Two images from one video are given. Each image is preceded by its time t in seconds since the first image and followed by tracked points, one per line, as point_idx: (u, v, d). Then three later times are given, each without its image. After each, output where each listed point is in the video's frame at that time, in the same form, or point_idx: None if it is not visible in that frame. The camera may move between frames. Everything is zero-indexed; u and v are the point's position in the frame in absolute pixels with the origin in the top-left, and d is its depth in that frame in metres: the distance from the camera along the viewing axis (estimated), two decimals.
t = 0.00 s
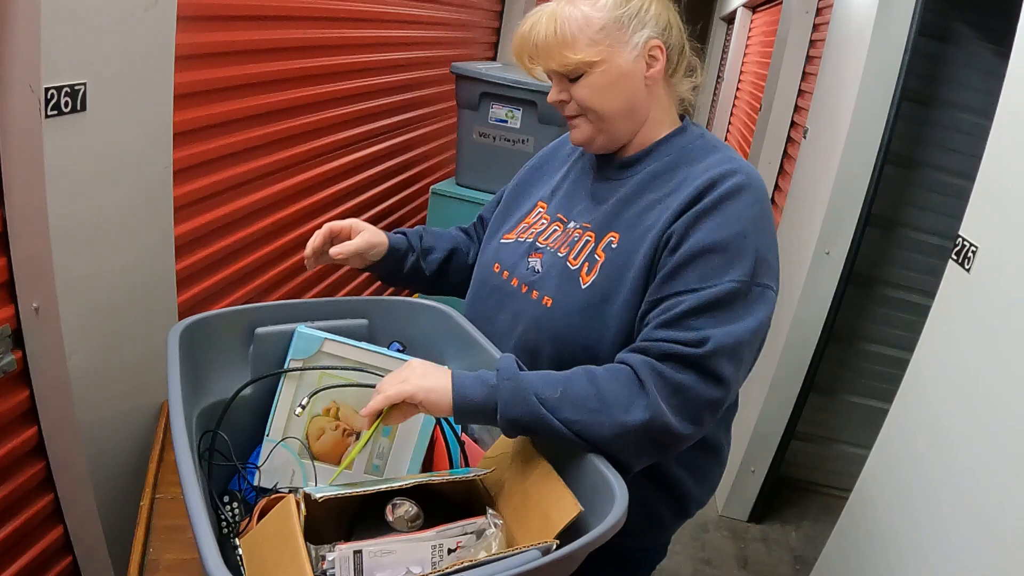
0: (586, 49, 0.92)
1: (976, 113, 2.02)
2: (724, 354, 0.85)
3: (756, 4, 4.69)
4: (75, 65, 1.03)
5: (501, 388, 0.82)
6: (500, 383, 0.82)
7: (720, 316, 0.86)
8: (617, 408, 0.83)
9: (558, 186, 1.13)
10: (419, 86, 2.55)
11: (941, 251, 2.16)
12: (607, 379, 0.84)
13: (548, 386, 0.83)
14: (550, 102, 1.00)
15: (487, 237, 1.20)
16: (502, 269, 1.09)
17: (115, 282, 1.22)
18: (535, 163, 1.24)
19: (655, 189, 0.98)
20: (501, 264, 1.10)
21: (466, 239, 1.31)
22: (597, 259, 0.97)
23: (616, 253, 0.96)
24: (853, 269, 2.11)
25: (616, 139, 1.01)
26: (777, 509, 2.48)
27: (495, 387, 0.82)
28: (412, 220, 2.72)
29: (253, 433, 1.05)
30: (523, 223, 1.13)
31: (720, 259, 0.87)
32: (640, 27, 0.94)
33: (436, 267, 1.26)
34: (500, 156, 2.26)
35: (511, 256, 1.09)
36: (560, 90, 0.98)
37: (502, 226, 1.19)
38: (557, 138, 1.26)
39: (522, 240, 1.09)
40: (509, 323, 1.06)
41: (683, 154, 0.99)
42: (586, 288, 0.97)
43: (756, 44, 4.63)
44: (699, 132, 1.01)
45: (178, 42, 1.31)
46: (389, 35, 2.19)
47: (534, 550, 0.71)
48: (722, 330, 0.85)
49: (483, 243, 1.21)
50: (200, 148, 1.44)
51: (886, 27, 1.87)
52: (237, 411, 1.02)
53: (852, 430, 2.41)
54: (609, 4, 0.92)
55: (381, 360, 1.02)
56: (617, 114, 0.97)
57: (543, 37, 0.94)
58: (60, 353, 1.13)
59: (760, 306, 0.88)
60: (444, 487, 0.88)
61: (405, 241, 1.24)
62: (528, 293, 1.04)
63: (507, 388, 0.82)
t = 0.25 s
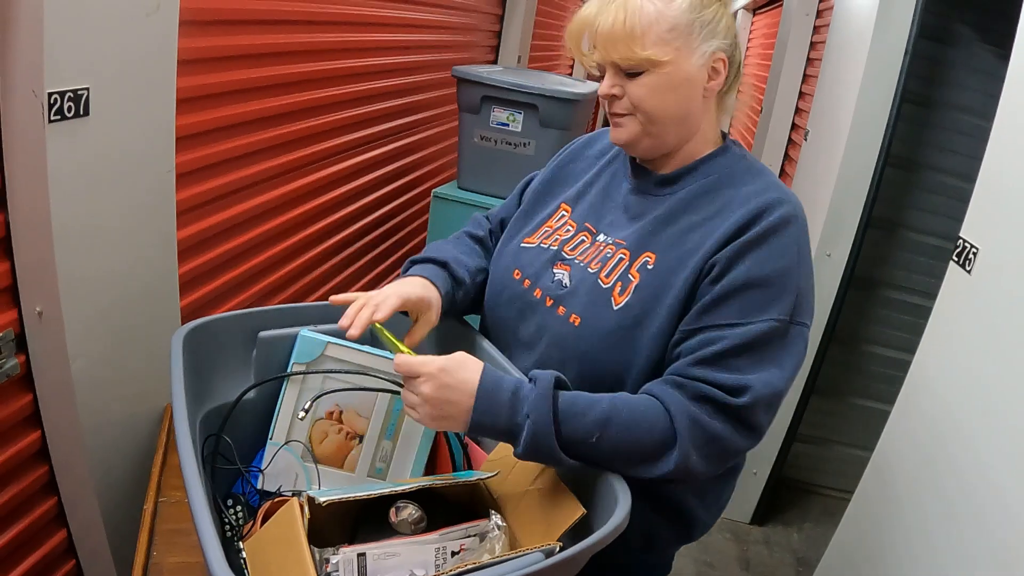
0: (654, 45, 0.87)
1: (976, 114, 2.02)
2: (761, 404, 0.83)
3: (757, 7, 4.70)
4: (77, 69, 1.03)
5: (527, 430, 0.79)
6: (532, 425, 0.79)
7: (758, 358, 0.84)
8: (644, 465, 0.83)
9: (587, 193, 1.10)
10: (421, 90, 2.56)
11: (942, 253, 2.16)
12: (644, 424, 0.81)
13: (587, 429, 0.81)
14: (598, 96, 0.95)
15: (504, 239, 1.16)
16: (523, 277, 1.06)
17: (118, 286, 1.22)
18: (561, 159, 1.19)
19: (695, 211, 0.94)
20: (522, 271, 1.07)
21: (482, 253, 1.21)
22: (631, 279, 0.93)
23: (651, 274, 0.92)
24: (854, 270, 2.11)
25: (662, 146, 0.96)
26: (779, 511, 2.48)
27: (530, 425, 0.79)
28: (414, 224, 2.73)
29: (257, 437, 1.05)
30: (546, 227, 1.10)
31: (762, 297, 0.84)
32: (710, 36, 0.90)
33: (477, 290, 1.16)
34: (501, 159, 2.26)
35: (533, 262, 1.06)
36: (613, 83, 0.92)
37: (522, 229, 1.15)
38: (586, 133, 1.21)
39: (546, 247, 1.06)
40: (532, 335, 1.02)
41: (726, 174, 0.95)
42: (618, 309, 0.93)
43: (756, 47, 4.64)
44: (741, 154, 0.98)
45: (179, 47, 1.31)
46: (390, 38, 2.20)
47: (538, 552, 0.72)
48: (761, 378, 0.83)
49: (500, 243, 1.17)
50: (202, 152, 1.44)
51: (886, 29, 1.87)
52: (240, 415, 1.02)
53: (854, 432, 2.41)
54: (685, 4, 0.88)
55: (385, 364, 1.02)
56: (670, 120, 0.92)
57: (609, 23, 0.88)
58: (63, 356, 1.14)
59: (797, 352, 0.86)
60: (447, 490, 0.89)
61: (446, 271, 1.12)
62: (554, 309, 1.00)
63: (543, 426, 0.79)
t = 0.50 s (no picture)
0: (697, 57, 0.86)
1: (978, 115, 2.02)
2: (785, 424, 0.83)
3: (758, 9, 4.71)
4: (82, 73, 1.03)
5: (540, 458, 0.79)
6: (545, 454, 0.79)
7: (783, 376, 0.84)
8: (662, 488, 0.83)
9: (603, 203, 1.09)
10: (424, 91, 2.56)
11: (945, 254, 2.16)
12: (662, 447, 0.81)
13: (600, 454, 0.80)
14: (628, 101, 0.93)
15: (516, 251, 1.15)
16: (539, 291, 1.06)
17: (123, 288, 1.23)
18: (572, 167, 1.18)
19: (719, 225, 0.94)
20: (537, 285, 1.06)
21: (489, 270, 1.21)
22: (656, 297, 0.93)
23: (677, 291, 0.92)
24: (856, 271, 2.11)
25: (687, 158, 0.95)
26: (781, 512, 2.48)
27: (543, 451, 0.79)
28: (416, 225, 2.73)
29: (261, 438, 1.05)
30: (560, 239, 1.09)
31: (790, 313, 0.84)
32: (748, 51, 0.89)
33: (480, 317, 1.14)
34: (504, 160, 2.26)
35: (549, 276, 1.05)
36: (646, 90, 0.91)
37: (535, 240, 1.14)
38: (596, 139, 1.21)
39: (562, 261, 1.05)
40: (552, 353, 1.02)
41: (750, 188, 0.95)
42: (644, 329, 0.93)
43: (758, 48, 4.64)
44: (762, 165, 0.98)
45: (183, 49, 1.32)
46: (393, 40, 2.20)
47: (543, 554, 0.72)
48: (786, 397, 0.83)
49: (511, 256, 1.16)
50: (206, 154, 1.44)
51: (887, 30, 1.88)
52: (245, 416, 1.02)
53: (856, 433, 2.41)
54: (729, 16, 0.87)
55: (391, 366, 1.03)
56: (699, 133, 0.92)
57: (652, 28, 0.86)
58: (69, 358, 1.14)
59: (822, 369, 0.87)
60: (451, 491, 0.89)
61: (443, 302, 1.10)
62: (575, 326, 1.00)
63: (555, 449, 0.79)
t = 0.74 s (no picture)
0: (710, 62, 0.86)
1: (978, 115, 2.02)
2: (785, 427, 0.83)
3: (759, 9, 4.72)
4: (83, 71, 1.03)
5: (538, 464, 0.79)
6: (541, 459, 0.79)
7: (784, 377, 0.84)
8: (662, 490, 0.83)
9: (602, 203, 1.09)
10: (424, 91, 2.56)
11: (945, 253, 2.16)
12: (662, 450, 0.81)
13: (599, 460, 0.80)
14: (635, 100, 0.93)
15: (515, 250, 1.15)
16: (537, 290, 1.06)
17: (124, 287, 1.23)
18: (572, 166, 1.18)
19: (719, 224, 0.94)
20: (536, 284, 1.06)
21: (484, 268, 1.22)
22: (654, 296, 0.93)
23: (674, 290, 0.92)
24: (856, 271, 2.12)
25: (690, 160, 0.96)
26: (782, 512, 2.48)
27: (540, 460, 0.79)
28: (417, 225, 2.73)
29: (262, 437, 1.05)
30: (559, 238, 1.09)
31: (789, 313, 0.84)
32: (760, 57, 0.89)
33: (474, 314, 1.15)
34: (504, 159, 2.26)
35: (547, 275, 1.05)
36: (654, 91, 0.91)
37: (534, 239, 1.14)
38: (597, 138, 1.21)
39: (561, 260, 1.05)
40: (549, 352, 1.02)
41: (751, 187, 0.95)
42: (640, 327, 0.93)
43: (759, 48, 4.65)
44: (764, 165, 0.98)
45: (185, 48, 1.32)
46: (394, 40, 2.20)
47: (544, 552, 0.72)
48: (786, 399, 0.83)
49: (510, 254, 1.16)
50: (206, 153, 1.44)
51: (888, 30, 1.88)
52: (246, 414, 1.02)
53: (856, 432, 2.41)
54: (744, 21, 0.86)
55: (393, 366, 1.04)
56: (703, 137, 0.92)
57: (666, 29, 0.85)
58: (70, 357, 1.14)
59: (823, 370, 0.87)
60: (451, 489, 0.89)
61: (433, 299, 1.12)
62: (573, 325, 1.00)
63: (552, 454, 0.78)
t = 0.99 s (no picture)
0: (702, 60, 0.86)
1: (976, 114, 2.02)
2: (778, 422, 0.83)
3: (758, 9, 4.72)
4: (82, 70, 1.03)
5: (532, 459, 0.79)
6: (536, 454, 0.79)
7: (776, 372, 0.84)
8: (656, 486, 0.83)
9: (595, 200, 1.09)
10: (423, 90, 2.56)
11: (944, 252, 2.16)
12: (656, 446, 0.81)
13: (593, 455, 0.80)
14: (627, 96, 0.93)
15: (508, 247, 1.15)
16: (530, 287, 1.06)
17: (123, 286, 1.23)
18: (566, 164, 1.18)
19: (710, 221, 0.94)
20: (529, 281, 1.06)
21: (472, 263, 1.22)
22: (644, 292, 0.93)
23: (665, 286, 0.92)
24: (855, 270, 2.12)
25: (682, 157, 0.96)
26: (780, 510, 2.48)
27: (535, 450, 0.79)
28: (416, 224, 2.73)
29: (260, 436, 1.06)
30: (552, 235, 1.09)
31: (778, 308, 0.84)
32: (752, 56, 0.90)
33: (461, 307, 1.15)
34: (504, 158, 2.26)
35: (540, 272, 1.06)
36: (646, 87, 0.91)
37: (527, 237, 1.14)
38: (591, 136, 1.21)
39: (554, 256, 1.05)
40: (541, 348, 1.02)
41: (741, 183, 0.95)
42: (631, 323, 0.93)
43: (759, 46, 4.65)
44: (754, 162, 0.98)
45: (184, 46, 1.32)
46: (393, 38, 2.20)
47: (542, 550, 0.72)
48: (778, 395, 0.83)
49: (504, 251, 1.16)
50: (205, 152, 1.44)
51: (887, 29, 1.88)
52: (245, 412, 1.02)
53: (855, 431, 2.41)
54: (737, 20, 0.87)
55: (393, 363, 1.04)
56: (695, 134, 0.92)
57: (659, 26, 0.86)
58: (69, 355, 1.14)
59: (814, 365, 0.87)
60: (450, 486, 0.89)
61: (418, 292, 1.12)
62: (564, 322, 1.00)
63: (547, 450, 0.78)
